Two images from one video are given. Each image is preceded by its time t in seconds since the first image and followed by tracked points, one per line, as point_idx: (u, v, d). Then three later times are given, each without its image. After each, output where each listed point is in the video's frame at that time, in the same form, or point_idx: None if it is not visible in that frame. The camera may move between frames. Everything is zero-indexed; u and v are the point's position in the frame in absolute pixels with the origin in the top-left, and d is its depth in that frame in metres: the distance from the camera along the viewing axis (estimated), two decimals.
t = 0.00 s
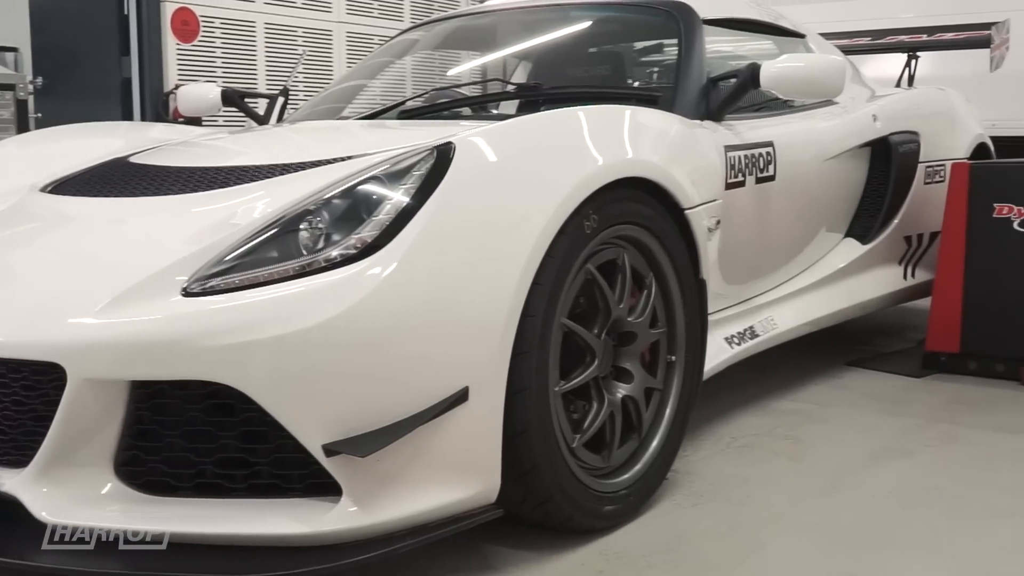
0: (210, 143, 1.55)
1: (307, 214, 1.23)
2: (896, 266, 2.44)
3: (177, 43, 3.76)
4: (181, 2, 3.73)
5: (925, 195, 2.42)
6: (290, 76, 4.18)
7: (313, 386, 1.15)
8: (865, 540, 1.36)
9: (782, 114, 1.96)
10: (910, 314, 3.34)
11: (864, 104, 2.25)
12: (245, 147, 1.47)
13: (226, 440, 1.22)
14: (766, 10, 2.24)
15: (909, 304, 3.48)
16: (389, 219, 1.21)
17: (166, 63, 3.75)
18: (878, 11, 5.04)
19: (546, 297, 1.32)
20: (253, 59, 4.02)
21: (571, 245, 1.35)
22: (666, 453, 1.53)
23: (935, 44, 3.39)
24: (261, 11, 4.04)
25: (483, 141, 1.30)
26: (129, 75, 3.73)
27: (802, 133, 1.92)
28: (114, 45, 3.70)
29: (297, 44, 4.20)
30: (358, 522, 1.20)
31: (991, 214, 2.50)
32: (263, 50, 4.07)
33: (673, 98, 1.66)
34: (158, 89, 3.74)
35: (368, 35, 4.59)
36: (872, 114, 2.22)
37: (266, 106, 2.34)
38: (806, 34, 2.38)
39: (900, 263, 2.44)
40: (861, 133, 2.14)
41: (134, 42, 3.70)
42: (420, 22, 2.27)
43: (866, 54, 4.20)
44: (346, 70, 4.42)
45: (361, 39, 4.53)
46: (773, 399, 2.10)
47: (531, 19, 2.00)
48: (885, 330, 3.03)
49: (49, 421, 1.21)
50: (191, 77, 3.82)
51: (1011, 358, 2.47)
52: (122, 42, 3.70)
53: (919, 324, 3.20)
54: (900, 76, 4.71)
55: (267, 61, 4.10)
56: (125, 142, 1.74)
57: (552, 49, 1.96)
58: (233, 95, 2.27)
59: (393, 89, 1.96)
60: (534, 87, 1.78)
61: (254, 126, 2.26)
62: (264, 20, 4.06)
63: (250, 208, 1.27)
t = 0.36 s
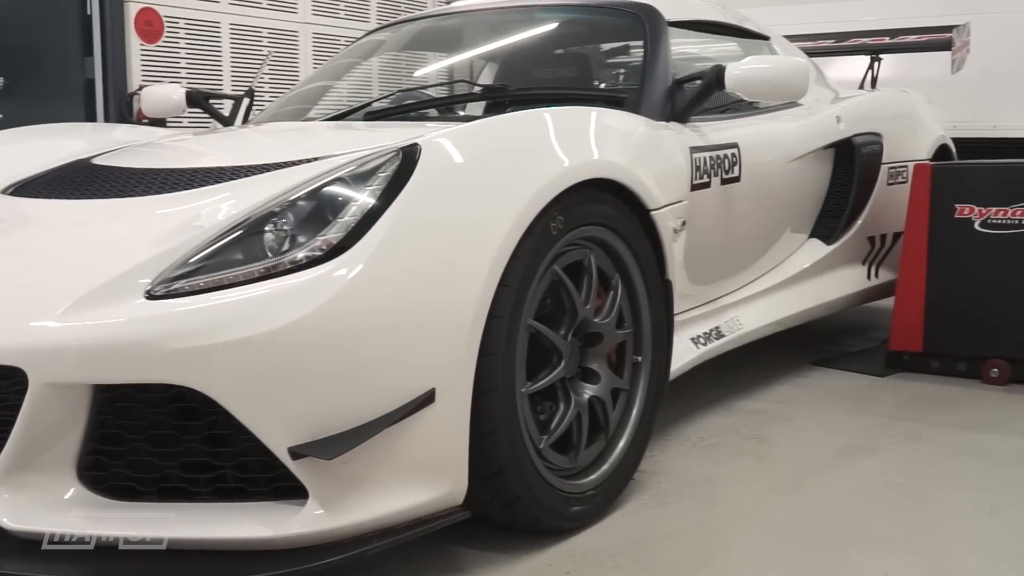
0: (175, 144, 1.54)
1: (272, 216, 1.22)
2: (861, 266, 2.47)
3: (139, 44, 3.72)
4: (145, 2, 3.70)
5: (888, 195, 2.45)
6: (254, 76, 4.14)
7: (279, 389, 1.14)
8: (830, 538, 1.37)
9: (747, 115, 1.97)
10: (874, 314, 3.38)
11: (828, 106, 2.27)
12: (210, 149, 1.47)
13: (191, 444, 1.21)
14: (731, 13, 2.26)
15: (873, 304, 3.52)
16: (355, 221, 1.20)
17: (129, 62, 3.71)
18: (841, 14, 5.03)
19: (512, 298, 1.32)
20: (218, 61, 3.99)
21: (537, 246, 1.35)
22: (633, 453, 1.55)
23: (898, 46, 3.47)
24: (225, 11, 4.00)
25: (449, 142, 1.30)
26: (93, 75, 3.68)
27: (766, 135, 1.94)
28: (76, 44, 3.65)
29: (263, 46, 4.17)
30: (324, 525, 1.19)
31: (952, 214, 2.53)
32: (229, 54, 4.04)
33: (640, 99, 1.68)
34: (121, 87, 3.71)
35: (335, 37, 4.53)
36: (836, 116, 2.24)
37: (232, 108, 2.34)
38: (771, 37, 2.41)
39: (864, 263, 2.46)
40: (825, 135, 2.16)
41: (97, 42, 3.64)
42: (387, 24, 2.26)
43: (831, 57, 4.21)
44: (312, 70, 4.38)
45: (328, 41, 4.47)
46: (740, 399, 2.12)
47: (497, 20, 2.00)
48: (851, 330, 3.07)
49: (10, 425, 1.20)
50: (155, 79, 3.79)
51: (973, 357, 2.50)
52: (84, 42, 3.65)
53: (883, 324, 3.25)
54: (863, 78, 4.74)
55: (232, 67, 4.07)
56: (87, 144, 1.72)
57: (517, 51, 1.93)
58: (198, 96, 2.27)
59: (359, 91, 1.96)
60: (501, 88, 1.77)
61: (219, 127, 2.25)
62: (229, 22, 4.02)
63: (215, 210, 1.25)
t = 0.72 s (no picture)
0: (143, 146, 1.52)
1: (239, 218, 1.21)
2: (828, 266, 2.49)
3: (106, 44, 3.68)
4: (111, 2, 3.66)
5: (854, 196, 2.48)
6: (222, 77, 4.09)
7: (246, 392, 1.13)
8: (800, 536, 1.38)
9: (714, 117, 1.97)
10: (842, 314, 3.42)
11: (795, 108, 2.29)
12: (177, 150, 1.46)
13: (158, 447, 1.20)
14: (699, 15, 2.27)
15: (841, 305, 3.55)
16: (323, 222, 1.20)
17: (96, 61, 3.67)
18: (809, 16, 4.94)
19: (481, 300, 1.33)
20: (186, 59, 3.93)
21: (506, 248, 1.36)
22: (604, 453, 1.55)
23: (865, 49, 3.50)
24: (190, 12, 3.93)
25: (418, 144, 1.31)
26: (59, 75, 3.66)
27: (734, 136, 1.95)
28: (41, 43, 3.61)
29: (230, 42, 4.11)
30: (293, 528, 1.18)
31: (918, 215, 2.56)
32: (196, 55, 3.99)
33: (608, 101, 1.69)
34: (88, 87, 3.67)
35: (304, 37, 4.48)
36: (802, 118, 2.25)
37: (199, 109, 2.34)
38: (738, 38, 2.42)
39: (831, 263, 2.48)
40: (793, 136, 2.18)
41: (63, 42, 3.62)
42: (355, 25, 2.25)
43: (801, 58, 4.22)
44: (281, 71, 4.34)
45: (297, 40, 4.44)
46: (711, 398, 2.13)
47: (467, 21, 2.00)
48: (820, 330, 3.09)
49: None
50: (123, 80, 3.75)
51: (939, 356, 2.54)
52: (49, 42, 3.62)
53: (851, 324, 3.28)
54: (831, 79, 4.77)
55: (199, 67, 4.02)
56: (52, 144, 1.70)
57: (487, 53, 1.92)
58: (165, 97, 2.27)
59: (328, 91, 1.97)
60: (469, 89, 1.78)
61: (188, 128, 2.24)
62: (197, 23, 3.97)
63: (182, 212, 1.24)
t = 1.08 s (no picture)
0: (111, 147, 1.51)
1: (209, 219, 1.20)
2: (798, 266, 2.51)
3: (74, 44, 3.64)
4: (78, 2, 3.62)
5: (825, 197, 2.50)
6: (191, 77, 4.06)
7: (215, 395, 1.12)
8: (772, 535, 1.39)
9: (684, 118, 1.98)
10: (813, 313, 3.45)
11: (764, 109, 2.30)
12: (146, 152, 1.45)
13: (127, 451, 1.19)
14: (670, 16, 2.28)
15: (810, 305, 3.59)
16: (293, 224, 1.19)
17: (63, 62, 3.63)
18: (780, 19, 5.04)
19: (452, 300, 1.33)
20: (155, 59, 3.91)
21: (477, 250, 1.36)
22: (576, 454, 1.56)
23: (832, 51, 3.53)
24: (160, 12, 3.91)
25: (388, 144, 1.30)
26: (26, 75, 3.59)
27: (704, 137, 1.97)
28: (8, 43, 3.56)
29: (200, 45, 4.09)
30: (263, 531, 1.17)
31: (886, 216, 2.59)
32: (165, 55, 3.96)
33: (580, 102, 1.70)
34: (55, 88, 3.63)
35: (274, 37, 4.47)
36: (772, 119, 2.27)
37: (168, 112, 2.33)
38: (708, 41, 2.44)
39: (801, 264, 2.50)
40: (763, 137, 2.19)
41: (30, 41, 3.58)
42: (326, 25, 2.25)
43: (770, 60, 4.25)
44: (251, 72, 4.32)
45: (267, 40, 4.42)
46: (683, 398, 2.14)
47: (437, 22, 2.01)
48: (792, 329, 3.12)
49: None
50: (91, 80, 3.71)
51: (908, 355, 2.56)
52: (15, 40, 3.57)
53: (822, 324, 3.31)
54: (799, 81, 4.81)
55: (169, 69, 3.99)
56: (20, 145, 1.69)
57: (458, 53, 1.92)
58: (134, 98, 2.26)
59: (300, 91, 1.97)
60: (441, 91, 1.78)
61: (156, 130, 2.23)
62: (167, 23, 3.94)
63: (150, 214, 1.22)
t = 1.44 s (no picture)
0: (77, 148, 1.49)
1: (175, 221, 1.19)
2: (765, 266, 2.53)
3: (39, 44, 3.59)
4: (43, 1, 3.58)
5: (791, 198, 2.52)
6: (158, 78, 4.03)
7: (182, 398, 1.11)
8: (742, 534, 1.40)
9: (653, 119, 1.99)
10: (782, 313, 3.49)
11: (732, 110, 2.31)
12: (112, 153, 1.43)
13: (93, 455, 1.18)
14: (638, 18, 2.30)
15: (779, 305, 3.62)
16: (260, 225, 1.18)
17: (27, 62, 3.58)
18: (746, 21, 5.05)
19: (421, 301, 1.33)
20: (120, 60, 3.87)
21: (445, 251, 1.36)
22: (544, 455, 1.57)
23: (798, 53, 3.52)
24: (126, 11, 3.88)
25: (357, 146, 1.30)
26: None
27: (673, 138, 1.98)
28: None
29: (167, 46, 4.06)
30: (231, 534, 1.17)
31: (853, 216, 2.62)
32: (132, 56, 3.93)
33: (548, 103, 1.70)
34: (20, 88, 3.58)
35: (241, 38, 4.45)
36: (740, 120, 2.28)
37: (135, 112, 2.32)
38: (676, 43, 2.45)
39: (768, 264, 2.52)
40: (731, 138, 2.21)
41: None
42: (295, 25, 2.24)
43: (738, 62, 4.28)
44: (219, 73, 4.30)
45: (235, 41, 4.40)
46: (653, 398, 2.15)
47: (405, 23, 2.00)
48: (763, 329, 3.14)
49: None
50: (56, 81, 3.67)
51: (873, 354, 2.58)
52: None
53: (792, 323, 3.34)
54: (767, 83, 4.84)
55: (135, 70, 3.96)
56: None
57: (427, 53, 1.91)
58: (100, 99, 2.25)
59: (268, 92, 1.96)
60: (410, 92, 1.78)
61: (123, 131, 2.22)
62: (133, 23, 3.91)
63: (115, 215, 1.21)
